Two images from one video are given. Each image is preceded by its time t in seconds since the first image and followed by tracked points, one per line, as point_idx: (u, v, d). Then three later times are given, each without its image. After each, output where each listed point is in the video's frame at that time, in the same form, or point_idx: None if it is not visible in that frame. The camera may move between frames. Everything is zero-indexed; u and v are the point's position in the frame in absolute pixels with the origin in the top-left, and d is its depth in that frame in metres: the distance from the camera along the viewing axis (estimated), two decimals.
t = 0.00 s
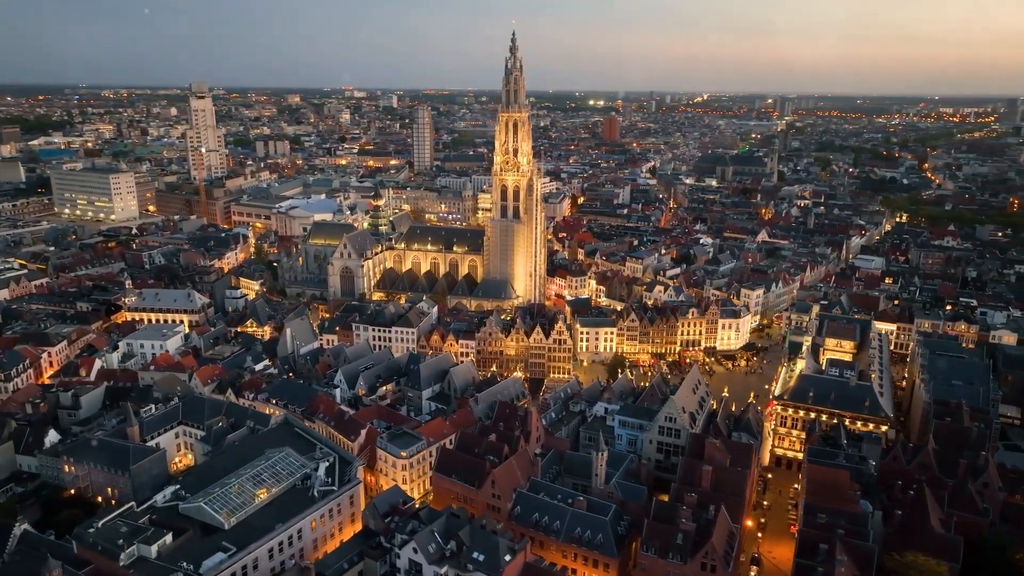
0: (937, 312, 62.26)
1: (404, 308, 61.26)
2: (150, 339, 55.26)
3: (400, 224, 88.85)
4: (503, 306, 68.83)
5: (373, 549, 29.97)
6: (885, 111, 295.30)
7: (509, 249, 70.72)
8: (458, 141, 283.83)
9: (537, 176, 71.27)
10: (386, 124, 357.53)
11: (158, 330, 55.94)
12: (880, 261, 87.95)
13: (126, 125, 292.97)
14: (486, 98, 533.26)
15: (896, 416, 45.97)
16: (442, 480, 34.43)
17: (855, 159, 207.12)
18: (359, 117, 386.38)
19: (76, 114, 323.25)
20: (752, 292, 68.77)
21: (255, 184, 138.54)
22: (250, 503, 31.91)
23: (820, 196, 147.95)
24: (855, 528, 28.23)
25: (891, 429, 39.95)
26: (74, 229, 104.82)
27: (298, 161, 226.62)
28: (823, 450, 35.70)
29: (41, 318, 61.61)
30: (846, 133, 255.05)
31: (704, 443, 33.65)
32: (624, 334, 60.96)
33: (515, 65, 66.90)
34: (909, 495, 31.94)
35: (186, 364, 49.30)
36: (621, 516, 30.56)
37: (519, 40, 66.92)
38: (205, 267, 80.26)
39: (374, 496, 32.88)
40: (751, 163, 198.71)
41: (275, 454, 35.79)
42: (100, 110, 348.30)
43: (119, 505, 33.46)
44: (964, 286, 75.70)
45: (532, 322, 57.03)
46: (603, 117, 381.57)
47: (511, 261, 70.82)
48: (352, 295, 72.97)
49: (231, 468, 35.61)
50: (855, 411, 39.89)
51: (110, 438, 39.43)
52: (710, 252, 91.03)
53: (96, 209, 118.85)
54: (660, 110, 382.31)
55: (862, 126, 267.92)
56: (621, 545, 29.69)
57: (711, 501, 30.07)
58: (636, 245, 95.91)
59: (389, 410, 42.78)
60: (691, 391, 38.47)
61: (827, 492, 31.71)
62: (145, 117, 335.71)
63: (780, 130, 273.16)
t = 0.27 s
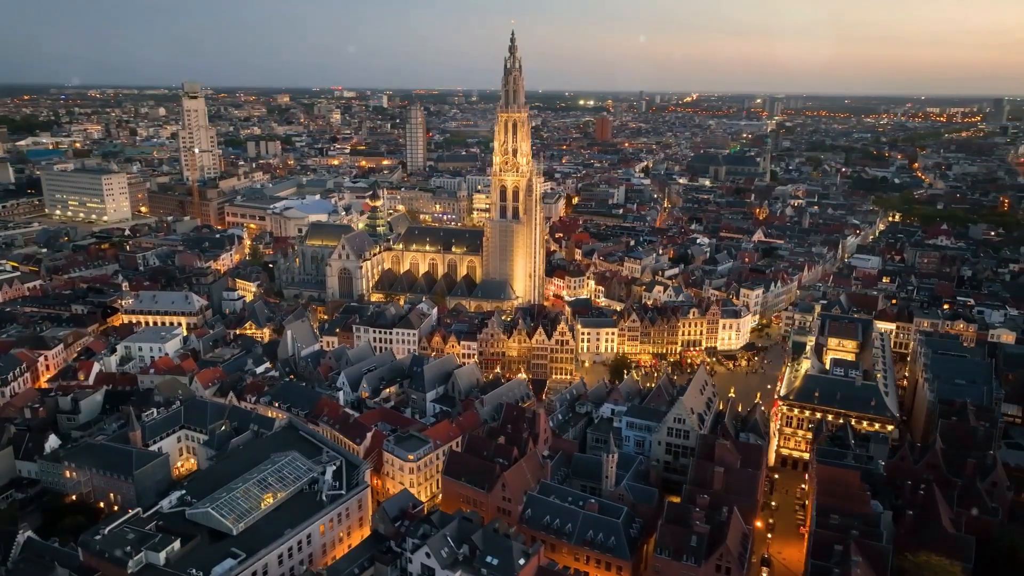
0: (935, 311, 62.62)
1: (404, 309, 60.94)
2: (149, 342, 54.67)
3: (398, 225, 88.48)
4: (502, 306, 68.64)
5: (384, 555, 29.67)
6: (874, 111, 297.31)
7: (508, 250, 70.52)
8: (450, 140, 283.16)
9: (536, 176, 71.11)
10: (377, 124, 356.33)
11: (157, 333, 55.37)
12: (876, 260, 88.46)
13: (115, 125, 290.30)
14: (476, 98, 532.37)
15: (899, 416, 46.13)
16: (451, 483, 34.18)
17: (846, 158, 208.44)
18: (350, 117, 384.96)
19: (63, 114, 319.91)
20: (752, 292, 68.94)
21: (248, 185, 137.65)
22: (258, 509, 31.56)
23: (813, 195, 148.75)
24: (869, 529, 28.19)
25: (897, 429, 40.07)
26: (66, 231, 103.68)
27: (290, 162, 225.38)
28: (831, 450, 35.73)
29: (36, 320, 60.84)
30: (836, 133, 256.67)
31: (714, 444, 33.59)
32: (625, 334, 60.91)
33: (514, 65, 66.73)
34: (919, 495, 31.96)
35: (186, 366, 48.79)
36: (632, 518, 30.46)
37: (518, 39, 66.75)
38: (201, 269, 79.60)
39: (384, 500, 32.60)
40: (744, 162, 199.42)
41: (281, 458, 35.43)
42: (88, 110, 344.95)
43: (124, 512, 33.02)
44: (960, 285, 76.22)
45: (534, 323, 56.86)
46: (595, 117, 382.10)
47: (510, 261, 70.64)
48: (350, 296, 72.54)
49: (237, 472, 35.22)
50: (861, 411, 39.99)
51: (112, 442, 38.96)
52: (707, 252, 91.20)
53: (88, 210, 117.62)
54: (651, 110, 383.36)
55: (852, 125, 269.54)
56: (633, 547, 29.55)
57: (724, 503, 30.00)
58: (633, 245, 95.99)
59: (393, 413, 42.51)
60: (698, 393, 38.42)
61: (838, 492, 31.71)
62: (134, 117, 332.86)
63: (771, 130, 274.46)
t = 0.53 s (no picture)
0: (934, 310, 62.86)
1: (405, 310, 60.68)
2: (147, 344, 54.21)
3: (395, 225, 88.21)
4: (502, 307, 68.49)
5: (392, 559, 29.41)
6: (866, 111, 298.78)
7: (507, 250, 70.37)
8: (444, 140, 282.65)
9: (536, 176, 70.97)
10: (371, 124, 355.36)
11: (156, 335, 54.95)
12: (873, 259, 88.80)
13: (106, 125, 288.23)
14: (469, 97, 531.58)
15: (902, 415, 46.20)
16: (458, 486, 34.01)
17: (839, 158, 209.38)
18: (343, 117, 383.77)
19: (53, 114, 317.35)
20: (751, 291, 69.06)
21: (243, 185, 136.96)
22: (264, 512, 31.29)
23: (807, 195, 149.30)
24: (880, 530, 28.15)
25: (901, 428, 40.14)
26: (60, 232, 102.83)
27: (283, 162, 224.38)
28: (838, 450, 35.72)
29: (33, 322, 60.27)
30: (828, 132, 257.77)
31: (722, 445, 33.58)
32: (626, 335, 60.85)
33: (513, 64, 66.55)
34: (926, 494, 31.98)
35: (186, 369, 48.40)
36: (642, 520, 30.35)
37: (518, 39, 66.58)
38: (199, 270, 79.10)
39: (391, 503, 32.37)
40: (739, 162, 199.99)
41: (287, 461, 35.15)
42: (78, 110, 342.43)
43: (128, 517, 32.70)
44: (957, 285, 76.54)
45: (535, 324, 56.72)
46: (589, 117, 382.44)
47: (510, 262, 70.49)
48: (349, 297, 72.23)
49: (241, 476, 34.91)
50: (865, 411, 40.04)
51: (114, 446, 38.59)
52: (705, 252, 91.30)
53: (81, 211, 116.70)
54: (644, 110, 384.06)
55: (844, 125, 270.81)
56: (643, 549, 29.44)
57: (734, 504, 29.92)
58: (631, 245, 96.04)
59: (396, 415, 42.28)
60: (704, 393, 38.37)
61: (846, 492, 31.67)
62: (125, 117, 330.68)
63: (764, 130, 275.40)
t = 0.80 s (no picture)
0: (932, 309, 63.15)
1: (405, 312, 60.38)
2: (146, 347, 53.70)
3: (393, 226, 87.90)
4: (502, 308, 68.32)
5: (402, 563, 29.19)
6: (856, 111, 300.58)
7: (507, 251, 70.23)
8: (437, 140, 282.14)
9: (535, 177, 70.87)
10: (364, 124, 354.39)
11: (154, 337, 54.44)
12: (869, 259, 89.20)
13: (96, 125, 285.94)
14: (460, 97, 530.71)
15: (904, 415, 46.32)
16: (467, 488, 33.88)
17: (831, 158, 210.50)
18: (335, 117, 382.48)
19: (42, 114, 314.65)
20: (751, 291, 69.20)
21: (237, 186, 136.20)
22: (272, 517, 30.98)
23: (801, 195, 149.95)
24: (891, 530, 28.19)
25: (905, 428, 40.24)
26: (53, 233, 101.83)
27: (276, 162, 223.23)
28: (845, 450, 35.76)
29: (29, 325, 59.59)
30: (819, 132, 259.09)
31: (731, 446, 33.62)
32: (627, 335, 60.81)
33: (513, 65, 66.44)
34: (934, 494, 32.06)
35: (187, 371, 47.96)
36: (653, 522, 30.26)
37: (517, 39, 66.47)
38: (195, 271, 78.51)
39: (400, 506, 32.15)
40: (732, 162, 200.70)
41: (293, 464, 34.84)
42: (67, 110, 339.61)
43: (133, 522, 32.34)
44: (953, 284, 76.96)
45: (537, 324, 56.57)
46: (581, 117, 382.91)
47: (510, 262, 70.34)
48: (348, 298, 71.90)
49: (247, 479, 34.58)
50: (871, 411, 40.12)
51: (116, 450, 38.16)
52: (702, 252, 91.44)
53: (74, 212, 115.69)
54: (636, 110, 384.84)
55: (835, 125, 272.26)
56: (654, 551, 29.37)
57: (745, 505, 29.87)
58: (628, 245, 96.12)
59: (401, 417, 42.04)
60: (711, 394, 38.38)
61: (855, 492, 31.69)
62: (115, 117, 328.26)
63: (756, 130, 276.53)
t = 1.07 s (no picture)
0: (931, 308, 63.41)
1: (406, 312, 60.13)
2: (145, 349, 53.15)
3: (391, 226, 87.57)
4: (502, 308, 68.13)
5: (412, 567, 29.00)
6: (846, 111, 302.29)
7: (506, 251, 70.09)
8: (430, 140, 281.58)
9: (535, 177, 70.73)
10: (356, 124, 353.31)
11: (153, 339, 53.94)
12: (866, 258, 89.60)
13: (86, 126, 283.54)
14: (451, 97, 530.24)
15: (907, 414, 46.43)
16: (476, 491, 33.75)
17: (823, 157, 211.57)
18: (327, 117, 381.06)
19: (31, 114, 311.79)
20: (750, 291, 69.45)
21: (231, 186, 135.40)
22: (280, 521, 30.71)
23: (795, 195, 150.61)
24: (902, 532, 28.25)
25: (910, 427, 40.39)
26: (46, 234, 100.83)
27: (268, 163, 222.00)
28: (853, 450, 35.81)
29: (25, 328, 58.95)
30: (811, 131, 260.32)
31: (741, 446, 33.67)
32: (628, 335, 60.80)
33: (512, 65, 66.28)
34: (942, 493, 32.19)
35: (188, 374, 47.54)
36: (664, 524, 30.19)
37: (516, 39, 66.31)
38: (192, 273, 77.90)
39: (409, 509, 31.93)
40: (726, 162, 201.41)
41: (300, 467, 34.59)
42: (57, 110, 336.61)
43: (138, 528, 31.99)
44: (949, 283, 77.38)
45: (539, 325, 56.40)
46: (574, 117, 383.26)
47: (509, 263, 70.15)
48: (347, 299, 71.55)
49: (253, 483, 34.24)
50: (875, 410, 40.24)
51: (119, 454, 37.75)
52: (700, 252, 91.56)
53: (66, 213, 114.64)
54: (628, 110, 385.47)
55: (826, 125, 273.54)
56: (666, 553, 29.28)
57: (757, 506, 29.83)
58: (625, 245, 96.22)
59: (405, 419, 41.86)
60: (718, 395, 38.45)
61: (863, 492, 31.70)
62: (106, 117, 325.72)
63: (749, 130, 277.60)
